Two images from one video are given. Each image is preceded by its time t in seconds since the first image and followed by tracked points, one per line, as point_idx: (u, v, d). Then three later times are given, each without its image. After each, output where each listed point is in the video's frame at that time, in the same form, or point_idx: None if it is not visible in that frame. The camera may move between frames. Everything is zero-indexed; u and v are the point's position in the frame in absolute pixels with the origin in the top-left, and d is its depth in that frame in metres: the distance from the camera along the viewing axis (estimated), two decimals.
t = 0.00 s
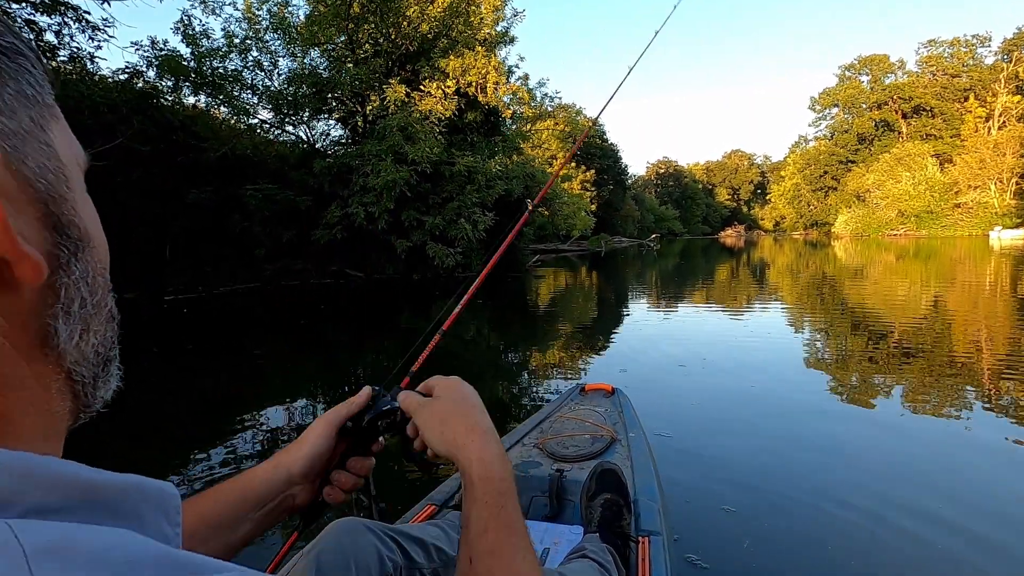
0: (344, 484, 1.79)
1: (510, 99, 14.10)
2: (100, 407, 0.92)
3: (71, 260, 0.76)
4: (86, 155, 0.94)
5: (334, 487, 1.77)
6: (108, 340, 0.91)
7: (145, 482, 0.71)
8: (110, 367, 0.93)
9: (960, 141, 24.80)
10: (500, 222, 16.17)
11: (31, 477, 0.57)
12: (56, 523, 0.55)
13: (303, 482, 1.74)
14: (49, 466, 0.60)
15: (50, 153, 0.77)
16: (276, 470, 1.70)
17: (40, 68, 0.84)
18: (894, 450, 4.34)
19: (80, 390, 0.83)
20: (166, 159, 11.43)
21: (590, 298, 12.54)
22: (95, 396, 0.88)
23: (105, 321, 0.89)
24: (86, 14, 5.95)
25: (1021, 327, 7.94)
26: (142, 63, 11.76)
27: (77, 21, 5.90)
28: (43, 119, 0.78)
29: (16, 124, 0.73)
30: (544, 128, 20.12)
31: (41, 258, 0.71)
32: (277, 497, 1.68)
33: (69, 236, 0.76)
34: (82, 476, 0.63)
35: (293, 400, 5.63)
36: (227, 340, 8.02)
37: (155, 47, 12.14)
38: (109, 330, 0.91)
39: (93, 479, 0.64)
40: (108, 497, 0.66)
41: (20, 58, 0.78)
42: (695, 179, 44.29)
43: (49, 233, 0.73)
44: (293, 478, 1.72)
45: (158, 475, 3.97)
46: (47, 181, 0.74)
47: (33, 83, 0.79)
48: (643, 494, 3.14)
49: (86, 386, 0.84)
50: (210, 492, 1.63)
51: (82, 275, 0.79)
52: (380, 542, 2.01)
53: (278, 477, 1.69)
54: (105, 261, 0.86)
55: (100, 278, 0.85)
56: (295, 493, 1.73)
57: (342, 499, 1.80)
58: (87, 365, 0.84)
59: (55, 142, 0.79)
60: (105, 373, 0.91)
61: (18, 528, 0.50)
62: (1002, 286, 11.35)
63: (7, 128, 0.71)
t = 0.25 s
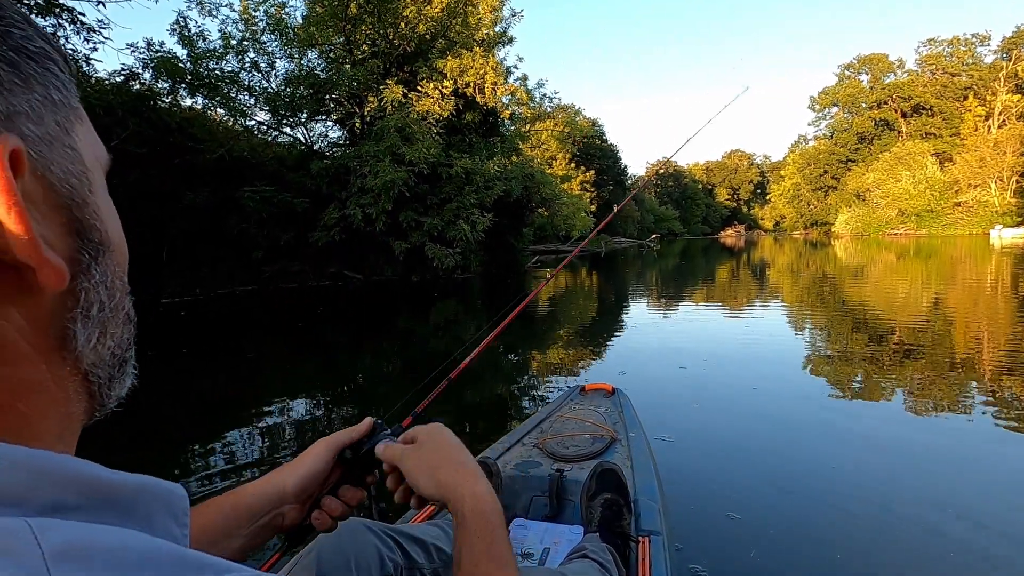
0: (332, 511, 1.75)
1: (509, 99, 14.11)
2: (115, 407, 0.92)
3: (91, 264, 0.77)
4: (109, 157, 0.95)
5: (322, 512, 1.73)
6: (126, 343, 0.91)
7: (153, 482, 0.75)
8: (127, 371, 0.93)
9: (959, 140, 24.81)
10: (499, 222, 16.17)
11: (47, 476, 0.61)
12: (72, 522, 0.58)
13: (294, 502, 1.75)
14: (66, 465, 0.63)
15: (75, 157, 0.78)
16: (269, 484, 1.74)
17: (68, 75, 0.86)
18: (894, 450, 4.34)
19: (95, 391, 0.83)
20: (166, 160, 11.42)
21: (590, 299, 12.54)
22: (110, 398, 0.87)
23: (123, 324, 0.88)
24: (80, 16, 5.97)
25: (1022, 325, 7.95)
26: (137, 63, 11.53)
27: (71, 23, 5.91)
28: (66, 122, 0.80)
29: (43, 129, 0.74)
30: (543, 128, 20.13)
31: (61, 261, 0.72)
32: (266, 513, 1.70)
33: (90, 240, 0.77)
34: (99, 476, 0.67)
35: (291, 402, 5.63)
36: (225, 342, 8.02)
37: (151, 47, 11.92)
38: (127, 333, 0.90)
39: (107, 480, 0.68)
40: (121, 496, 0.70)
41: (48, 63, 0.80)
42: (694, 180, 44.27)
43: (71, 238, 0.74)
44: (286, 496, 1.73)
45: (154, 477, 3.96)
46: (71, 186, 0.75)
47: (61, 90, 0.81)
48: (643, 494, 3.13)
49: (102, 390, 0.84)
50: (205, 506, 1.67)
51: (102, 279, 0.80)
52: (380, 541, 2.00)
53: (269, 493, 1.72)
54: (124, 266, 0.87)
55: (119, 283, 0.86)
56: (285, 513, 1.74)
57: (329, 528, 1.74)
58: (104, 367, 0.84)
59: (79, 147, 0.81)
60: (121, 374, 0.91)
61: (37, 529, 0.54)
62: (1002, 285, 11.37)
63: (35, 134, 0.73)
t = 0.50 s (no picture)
0: (325, 528, 1.69)
1: (506, 100, 14.10)
2: (118, 409, 0.92)
3: (91, 269, 0.77)
4: (118, 152, 0.96)
5: (316, 526, 1.67)
6: (130, 346, 0.91)
7: (155, 484, 0.74)
8: (129, 376, 0.93)
9: (958, 138, 24.85)
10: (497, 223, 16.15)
11: (49, 484, 0.60)
12: (72, 528, 0.58)
13: (287, 516, 1.78)
14: (65, 470, 0.63)
15: (80, 157, 0.78)
16: (263, 498, 1.77)
17: (76, 74, 0.86)
18: (896, 449, 4.33)
19: (95, 396, 0.83)
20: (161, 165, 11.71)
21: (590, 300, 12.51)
22: (113, 400, 0.87)
23: (127, 328, 0.88)
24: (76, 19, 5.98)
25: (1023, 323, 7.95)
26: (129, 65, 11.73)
27: (67, 26, 5.92)
28: (73, 121, 0.80)
29: (46, 129, 0.74)
30: (542, 129, 20.11)
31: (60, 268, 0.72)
32: (260, 524, 1.72)
33: (92, 243, 0.77)
34: (96, 480, 0.66)
35: (289, 405, 5.63)
36: (222, 346, 8.01)
37: (145, 50, 12.08)
38: (130, 337, 0.90)
39: (109, 484, 0.68)
40: (121, 501, 0.69)
41: (55, 61, 0.80)
42: (693, 179, 44.23)
43: (71, 241, 0.74)
44: (280, 508, 1.77)
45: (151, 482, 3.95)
46: (74, 188, 0.75)
47: (67, 88, 0.81)
48: (643, 494, 3.12)
49: (104, 394, 0.84)
50: (199, 518, 1.68)
51: (103, 285, 0.80)
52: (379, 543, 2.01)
53: (263, 507, 1.75)
54: (127, 269, 0.87)
55: (122, 287, 0.85)
56: (278, 526, 1.76)
57: (321, 545, 1.67)
58: (106, 373, 0.84)
59: (85, 146, 0.81)
60: (123, 379, 0.90)
61: (38, 535, 0.53)
62: (1003, 282, 11.37)
63: (37, 136, 0.73)
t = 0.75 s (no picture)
0: (325, 535, 1.69)
1: (505, 100, 14.10)
2: (112, 422, 0.91)
3: (87, 280, 0.77)
4: (125, 158, 0.96)
5: (315, 534, 1.67)
6: (126, 356, 0.91)
7: (151, 489, 0.74)
8: (124, 385, 0.92)
9: (959, 137, 24.85)
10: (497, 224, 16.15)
11: (45, 492, 0.60)
12: (71, 535, 0.57)
13: (286, 522, 1.76)
14: (63, 477, 0.62)
15: (83, 164, 0.78)
16: (262, 504, 1.76)
17: (85, 77, 0.86)
18: (896, 449, 4.32)
19: (90, 407, 0.82)
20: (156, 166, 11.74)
21: (590, 300, 12.50)
22: (108, 413, 0.87)
23: (124, 338, 0.88)
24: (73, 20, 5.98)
25: None
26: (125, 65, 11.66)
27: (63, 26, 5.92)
28: (78, 128, 0.79)
29: (49, 136, 0.74)
30: (541, 129, 20.10)
31: (56, 278, 0.72)
32: (261, 530, 1.71)
33: (90, 253, 0.76)
34: (96, 486, 0.66)
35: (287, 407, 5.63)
36: (220, 348, 8.02)
37: (141, 50, 12.00)
38: (126, 346, 0.90)
39: (107, 490, 0.67)
40: (119, 505, 0.69)
41: (63, 64, 0.80)
42: (693, 179, 44.20)
43: (68, 250, 0.74)
44: (280, 514, 1.76)
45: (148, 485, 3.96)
46: (73, 196, 0.75)
47: (74, 93, 0.81)
48: (643, 494, 3.12)
49: (99, 405, 0.84)
50: (198, 524, 1.65)
51: (99, 295, 0.79)
52: (381, 542, 2.06)
53: (263, 513, 1.73)
54: (125, 277, 0.86)
55: (121, 297, 0.85)
56: (277, 532, 1.75)
57: (321, 553, 1.67)
58: (100, 385, 0.84)
59: (89, 152, 0.81)
60: (119, 389, 0.90)
61: (35, 543, 0.53)
62: (1004, 282, 11.35)
63: (38, 141, 0.72)
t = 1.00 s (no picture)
0: (328, 541, 1.70)
1: (505, 100, 14.09)
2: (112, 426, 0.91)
3: (88, 287, 0.76)
4: (133, 160, 0.96)
5: (319, 539, 1.68)
6: (128, 362, 0.90)
7: (152, 496, 0.74)
8: (125, 391, 0.92)
9: (960, 138, 24.83)
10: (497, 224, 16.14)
11: (43, 502, 0.60)
12: (66, 547, 0.57)
13: (290, 528, 1.77)
14: (59, 487, 0.62)
15: (89, 167, 0.78)
16: (266, 509, 1.76)
17: (95, 81, 0.86)
18: (896, 450, 4.31)
19: (89, 414, 0.82)
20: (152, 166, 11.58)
21: (590, 301, 12.49)
22: (107, 420, 0.87)
23: (125, 345, 0.87)
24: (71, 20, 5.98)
25: None
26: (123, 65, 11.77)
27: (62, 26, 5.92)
28: (85, 131, 0.79)
29: (53, 140, 0.73)
30: (542, 129, 20.10)
31: (56, 285, 0.71)
32: (265, 535, 1.71)
33: (91, 260, 0.76)
34: (93, 496, 0.65)
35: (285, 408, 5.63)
36: (219, 349, 8.02)
37: (139, 50, 12.08)
38: (128, 353, 0.89)
39: (103, 500, 0.66)
40: (117, 516, 0.68)
41: (72, 69, 0.79)
42: (694, 180, 44.18)
43: (69, 256, 0.73)
44: (285, 520, 1.77)
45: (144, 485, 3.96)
46: (77, 202, 0.74)
47: (82, 96, 0.80)
48: (643, 494, 3.11)
49: (98, 411, 0.83)
50: (202, 527, 1.64)
51: (100, 302, 0.79)
52: (381, 542, 2.04)
53: (267, 518, 1.74)
54: (129, 284, 0.86)
55: (123, 304, 0.84)
56: (281, 538, 1.75)
57: (324, 560, 1.68)
58: (100, 392, 0.83)
59: (96, 156, 0.80)
60: (119, 396, 0.89)
61: (28, 557, 0.52)
62: (1005, 283, 11.33)
63: (43, 146, 0.72)
